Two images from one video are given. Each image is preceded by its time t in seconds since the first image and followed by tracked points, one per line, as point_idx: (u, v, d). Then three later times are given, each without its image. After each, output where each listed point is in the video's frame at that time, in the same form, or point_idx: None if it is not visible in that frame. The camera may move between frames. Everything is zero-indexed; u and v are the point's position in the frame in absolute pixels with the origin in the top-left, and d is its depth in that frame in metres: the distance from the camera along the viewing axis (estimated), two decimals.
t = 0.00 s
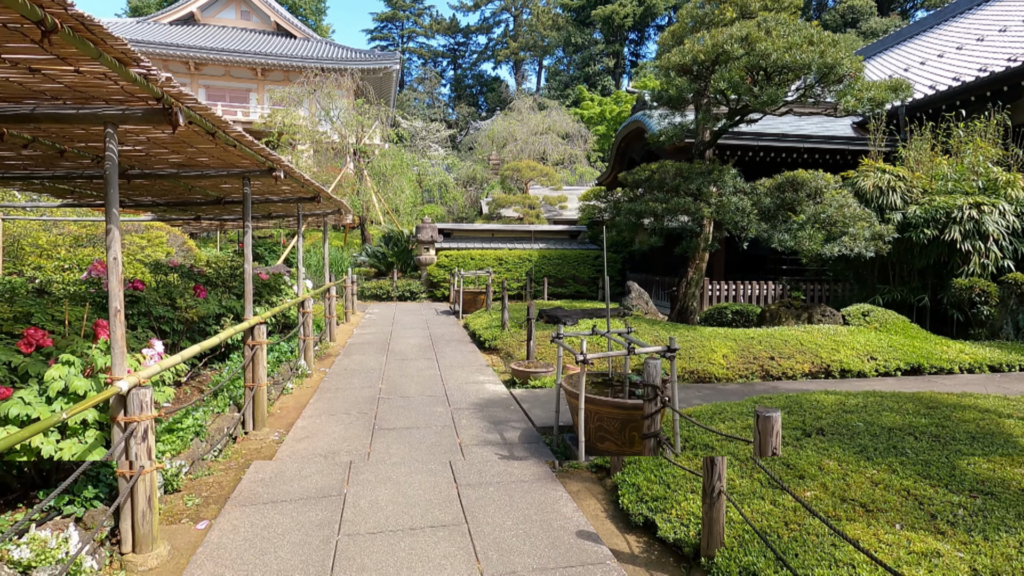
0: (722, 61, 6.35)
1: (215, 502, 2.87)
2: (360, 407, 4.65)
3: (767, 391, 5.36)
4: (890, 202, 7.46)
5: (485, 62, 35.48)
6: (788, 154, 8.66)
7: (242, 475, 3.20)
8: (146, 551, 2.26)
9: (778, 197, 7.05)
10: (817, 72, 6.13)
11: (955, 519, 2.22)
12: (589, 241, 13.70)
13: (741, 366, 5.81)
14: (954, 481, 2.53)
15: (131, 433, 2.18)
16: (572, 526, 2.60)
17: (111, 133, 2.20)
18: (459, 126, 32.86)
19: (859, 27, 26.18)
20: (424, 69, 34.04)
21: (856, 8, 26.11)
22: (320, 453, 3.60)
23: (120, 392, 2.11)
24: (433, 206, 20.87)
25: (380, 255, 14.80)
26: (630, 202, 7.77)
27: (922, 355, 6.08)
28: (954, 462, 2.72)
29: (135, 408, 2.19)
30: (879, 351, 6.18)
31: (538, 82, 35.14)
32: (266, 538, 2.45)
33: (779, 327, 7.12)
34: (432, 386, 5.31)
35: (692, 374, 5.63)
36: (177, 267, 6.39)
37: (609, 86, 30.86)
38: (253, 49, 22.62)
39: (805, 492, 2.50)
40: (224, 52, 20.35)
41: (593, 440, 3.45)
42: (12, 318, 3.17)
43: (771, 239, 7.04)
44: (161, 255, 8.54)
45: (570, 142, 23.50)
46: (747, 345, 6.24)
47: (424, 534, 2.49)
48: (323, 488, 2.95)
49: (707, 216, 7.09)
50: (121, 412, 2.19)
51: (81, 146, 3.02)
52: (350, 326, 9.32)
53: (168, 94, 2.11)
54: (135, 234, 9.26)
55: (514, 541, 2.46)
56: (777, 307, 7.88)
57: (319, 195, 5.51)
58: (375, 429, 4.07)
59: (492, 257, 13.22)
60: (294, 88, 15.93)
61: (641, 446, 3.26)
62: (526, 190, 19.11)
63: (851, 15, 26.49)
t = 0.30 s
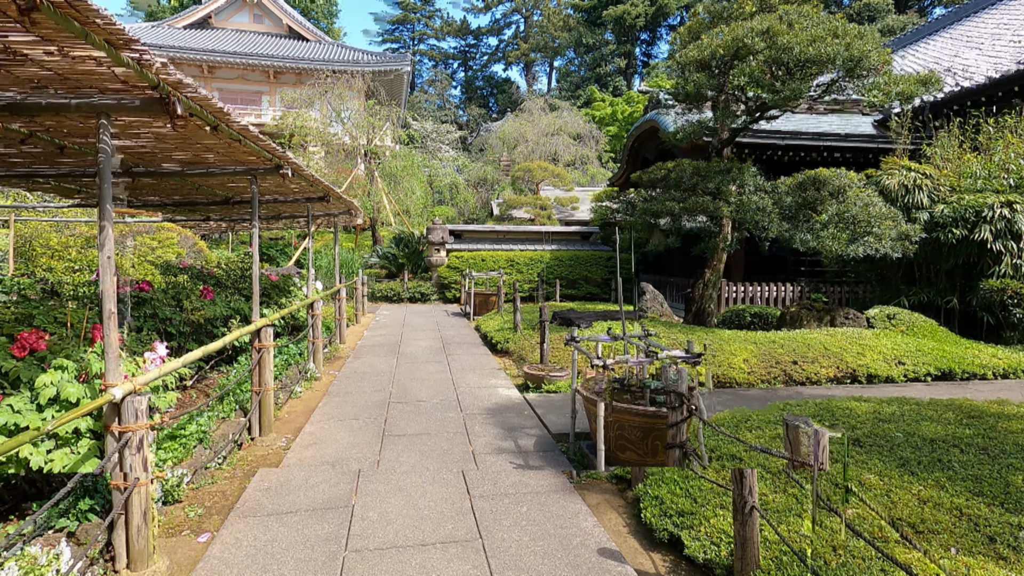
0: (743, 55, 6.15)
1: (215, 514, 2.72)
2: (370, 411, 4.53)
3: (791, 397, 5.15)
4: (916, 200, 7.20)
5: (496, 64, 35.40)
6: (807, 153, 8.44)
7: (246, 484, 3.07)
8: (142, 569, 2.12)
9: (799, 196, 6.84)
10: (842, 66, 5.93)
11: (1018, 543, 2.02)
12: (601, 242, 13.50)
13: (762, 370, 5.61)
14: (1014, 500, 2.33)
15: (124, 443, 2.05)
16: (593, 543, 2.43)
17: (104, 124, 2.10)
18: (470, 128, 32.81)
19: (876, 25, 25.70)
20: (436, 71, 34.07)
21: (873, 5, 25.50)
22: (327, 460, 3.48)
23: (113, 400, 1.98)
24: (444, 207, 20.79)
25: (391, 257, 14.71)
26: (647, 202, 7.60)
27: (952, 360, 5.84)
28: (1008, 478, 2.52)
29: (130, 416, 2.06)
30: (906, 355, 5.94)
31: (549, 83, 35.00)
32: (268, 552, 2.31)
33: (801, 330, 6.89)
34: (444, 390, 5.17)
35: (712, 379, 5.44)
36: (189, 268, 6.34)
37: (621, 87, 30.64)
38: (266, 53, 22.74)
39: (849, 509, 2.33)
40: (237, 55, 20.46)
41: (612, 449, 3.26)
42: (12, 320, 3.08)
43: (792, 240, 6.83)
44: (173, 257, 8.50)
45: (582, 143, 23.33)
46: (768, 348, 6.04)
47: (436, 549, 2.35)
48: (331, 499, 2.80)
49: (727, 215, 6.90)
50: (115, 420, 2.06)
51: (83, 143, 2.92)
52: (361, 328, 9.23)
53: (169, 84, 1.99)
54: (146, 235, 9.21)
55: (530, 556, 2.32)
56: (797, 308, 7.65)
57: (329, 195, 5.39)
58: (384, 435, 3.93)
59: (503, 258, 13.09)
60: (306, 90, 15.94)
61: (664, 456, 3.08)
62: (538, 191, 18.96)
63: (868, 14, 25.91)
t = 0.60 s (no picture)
0: (775, 46, 5.85)
1: (224, 558, 2.49)
2: (385, 421, 4.32)
3: (829, 407, 4.84)
4: (958, 198, 6.81)
5: (512, 64, 35.19)
6: (836, 149, 8.10)
7: (260, 519, 2.83)
8: None
9: (833, 193, 6.50)
10: (882, 56, 5.59)
11: None
12: (620, 242, 13.19)
13: (798, 378, 5.30)
14: None
15: (112, 467, 1.85)
16: None
17: (91, 113, 1.88)
18: (486, 129, 32.64)
19: (902, 19, 24.99)
20: (451, 72, 33.97)
21: None
22: (340, 477, 3.26)
23: (99, 417, 1.79)
24: (459, 208, 20.62)
25: (407, 257, 14.55)
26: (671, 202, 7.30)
27: (1002, 369, 5.49)
28: None
29: (119, 435, 1.86)
30: (953, 363, 5.58)
31: (565, 83, 34.71)
32: None
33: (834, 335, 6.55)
34: (461, 398, 4.96)
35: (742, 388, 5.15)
36: (201, 269, 6.21)
37: (638, 86, 30.21)
38: (283, 55, 22.80)
39: (919, 545, 2.08)
40: (255, 57, 20.51)
41: (645, 468, 3.01)
42: (14, 324, 2.86)
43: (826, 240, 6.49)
44: (187, 259, 8.41)
45: (598, 142, 23.02)
46: (803, 355, 5.71)
47: None
48: (354, 543, 2.53)
49: (757, 215, 6.58)
50: (103, 441, 1.86)
51: (81, 138, 2.75)
52: (376, 330, 9.07)
53: (160, 68, 1.80)
54: (162, 236, 9.14)
55: None
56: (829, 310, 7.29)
57: (342, 194, 5.21)
58: (399, 448, 3.71)
59: (520, 259, 12.86)
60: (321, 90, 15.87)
61: (700, 475, 2.88)
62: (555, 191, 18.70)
63: (894, 7, 25.22)
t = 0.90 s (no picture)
0: (812, 37, 5.58)
1: None
2: (405, 428, 4.18)
3: (872, 418, 4.55)
4: (1008, 196, 6.43)
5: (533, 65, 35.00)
6: (872, 146, 7.74)
7: (275, 534, 2.71)
8: None
9: (872, 192, 6.18)
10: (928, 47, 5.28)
11: None
12: (644, 243, 12.92)
13: (837, 387, 5.01)
14: None
15: (114, 485, 1.73)
16: None
17: (92, 107, 1.77)
18: (506, 129, 32.51)
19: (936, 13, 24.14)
20: (472, 74, 33.94)
21: None
22: (358, 489, 3.13)
23: (100, 432, 1.67)
24: (480, 209, 20.50)
25: (428, 259, 14.47)
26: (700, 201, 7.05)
27: None
28: None
29: (121, 453, 1.74)
30: (1005, 372, 5.24)
31: (586, 83, 34.39)
32: None
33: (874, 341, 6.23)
34: (482, 404, 4.80)
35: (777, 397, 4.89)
36: (223, 271, 6.17)
37: (661, 85, 29.74)
38: (307, 58, 23.00)
39: None
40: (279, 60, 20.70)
41: (680, 485, 2.81)
42: (29, 328, 2.78)
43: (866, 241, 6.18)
44: (210, 261, 8.42)
45: (620, 142, 22.70)
46: (842, 362, 5.42)
47: None
48: (370, 564, 2.38)
49: (791, 215, 6.30)
50: (106, 458, 1.74)
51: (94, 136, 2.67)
52: (396, 333, 8.97)
53: (164, 58, 1.68)
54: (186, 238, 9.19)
55: None
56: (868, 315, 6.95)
57: (361, 195, 5.11)
58: (419, 458, 3.57)
59: (542, 261, 12.67)
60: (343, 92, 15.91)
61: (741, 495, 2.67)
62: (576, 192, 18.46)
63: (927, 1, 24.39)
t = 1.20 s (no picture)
0: (841, 29, 5.38)
1: None
2: (421, 432, 4.09)
3: (907, 425, 4.35)
4: None
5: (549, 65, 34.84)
6: (901, 143, 7.50)
7: (287, 542, 2.64)
8: None
9: (904, 189, 5.95)
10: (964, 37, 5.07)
11: None
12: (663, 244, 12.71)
13: (869, 393, 4.80)
14: None
15: (117, 494, 1.66)
16: None
17: (97, 101, 1.71)
18: (523, 130, 32.40)
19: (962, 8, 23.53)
20: (489, 75, 33.92)
21: None
22: (372, 496, 3.04)
23: (103, 439, 1.59)
24: (496, 210, 20.41)
25: (444, 260, 14.41)
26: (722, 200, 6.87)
27: None
28: None
29: (124, 460, 1.66)
30: None
31: (603, 83, 34.16)
32: None
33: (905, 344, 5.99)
34: (499, 408, 4.70)
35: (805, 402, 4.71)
36: (240, 271, 6.16)
37: (679, 84, 29.38)
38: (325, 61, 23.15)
39: None
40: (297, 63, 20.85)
41: (708, 496, 2.67)
42: (44, 328, 2.75)
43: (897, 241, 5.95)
44: (227, 262, 8.44)
45: (638, 142, 22.47)
46: (873, 367, 5.20)
47: None
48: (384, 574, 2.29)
49: (818, 213, 6.09)
50: (110, 466, 1.67)
51: (108, 134, 2.64)
52: (412, 334, 8.90)
53: (169, 49, 1.60)
54: (205, 239, 9.24)
55: None
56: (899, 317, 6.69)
57: (378, 195, 5.05)
58: (435, 464, 3.47)
59: (559, 262, 12.54)
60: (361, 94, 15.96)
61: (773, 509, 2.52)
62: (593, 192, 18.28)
63: None
